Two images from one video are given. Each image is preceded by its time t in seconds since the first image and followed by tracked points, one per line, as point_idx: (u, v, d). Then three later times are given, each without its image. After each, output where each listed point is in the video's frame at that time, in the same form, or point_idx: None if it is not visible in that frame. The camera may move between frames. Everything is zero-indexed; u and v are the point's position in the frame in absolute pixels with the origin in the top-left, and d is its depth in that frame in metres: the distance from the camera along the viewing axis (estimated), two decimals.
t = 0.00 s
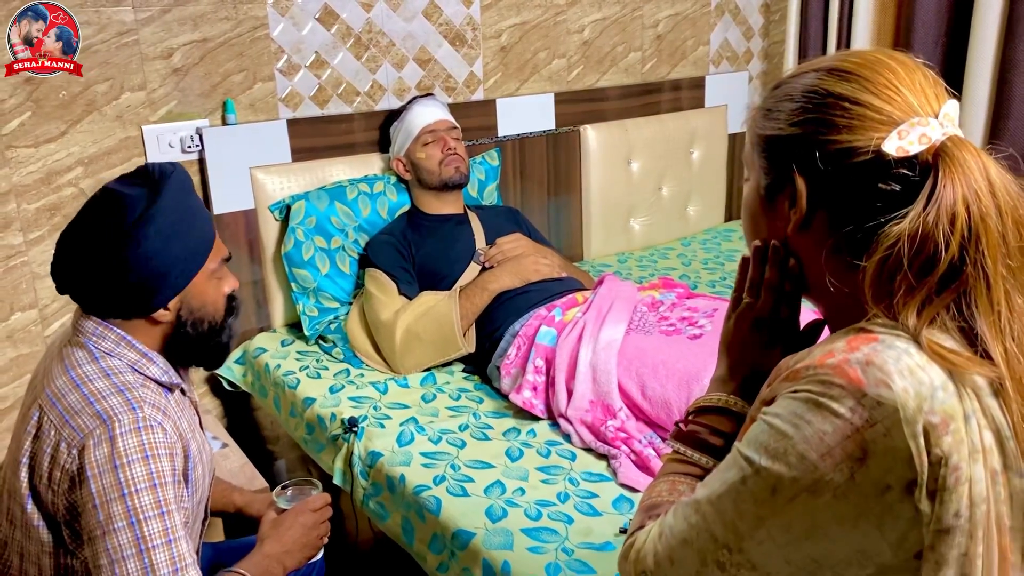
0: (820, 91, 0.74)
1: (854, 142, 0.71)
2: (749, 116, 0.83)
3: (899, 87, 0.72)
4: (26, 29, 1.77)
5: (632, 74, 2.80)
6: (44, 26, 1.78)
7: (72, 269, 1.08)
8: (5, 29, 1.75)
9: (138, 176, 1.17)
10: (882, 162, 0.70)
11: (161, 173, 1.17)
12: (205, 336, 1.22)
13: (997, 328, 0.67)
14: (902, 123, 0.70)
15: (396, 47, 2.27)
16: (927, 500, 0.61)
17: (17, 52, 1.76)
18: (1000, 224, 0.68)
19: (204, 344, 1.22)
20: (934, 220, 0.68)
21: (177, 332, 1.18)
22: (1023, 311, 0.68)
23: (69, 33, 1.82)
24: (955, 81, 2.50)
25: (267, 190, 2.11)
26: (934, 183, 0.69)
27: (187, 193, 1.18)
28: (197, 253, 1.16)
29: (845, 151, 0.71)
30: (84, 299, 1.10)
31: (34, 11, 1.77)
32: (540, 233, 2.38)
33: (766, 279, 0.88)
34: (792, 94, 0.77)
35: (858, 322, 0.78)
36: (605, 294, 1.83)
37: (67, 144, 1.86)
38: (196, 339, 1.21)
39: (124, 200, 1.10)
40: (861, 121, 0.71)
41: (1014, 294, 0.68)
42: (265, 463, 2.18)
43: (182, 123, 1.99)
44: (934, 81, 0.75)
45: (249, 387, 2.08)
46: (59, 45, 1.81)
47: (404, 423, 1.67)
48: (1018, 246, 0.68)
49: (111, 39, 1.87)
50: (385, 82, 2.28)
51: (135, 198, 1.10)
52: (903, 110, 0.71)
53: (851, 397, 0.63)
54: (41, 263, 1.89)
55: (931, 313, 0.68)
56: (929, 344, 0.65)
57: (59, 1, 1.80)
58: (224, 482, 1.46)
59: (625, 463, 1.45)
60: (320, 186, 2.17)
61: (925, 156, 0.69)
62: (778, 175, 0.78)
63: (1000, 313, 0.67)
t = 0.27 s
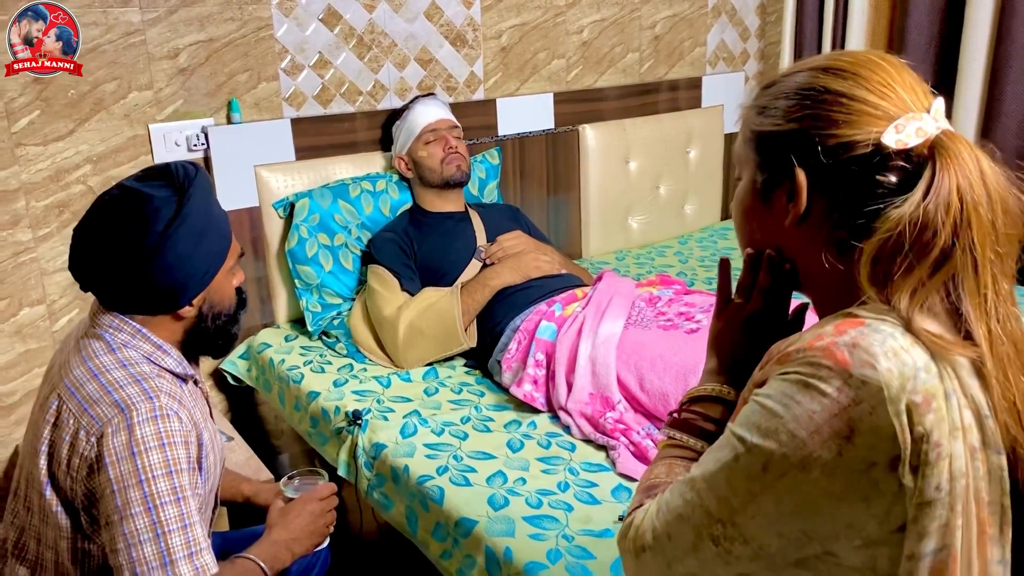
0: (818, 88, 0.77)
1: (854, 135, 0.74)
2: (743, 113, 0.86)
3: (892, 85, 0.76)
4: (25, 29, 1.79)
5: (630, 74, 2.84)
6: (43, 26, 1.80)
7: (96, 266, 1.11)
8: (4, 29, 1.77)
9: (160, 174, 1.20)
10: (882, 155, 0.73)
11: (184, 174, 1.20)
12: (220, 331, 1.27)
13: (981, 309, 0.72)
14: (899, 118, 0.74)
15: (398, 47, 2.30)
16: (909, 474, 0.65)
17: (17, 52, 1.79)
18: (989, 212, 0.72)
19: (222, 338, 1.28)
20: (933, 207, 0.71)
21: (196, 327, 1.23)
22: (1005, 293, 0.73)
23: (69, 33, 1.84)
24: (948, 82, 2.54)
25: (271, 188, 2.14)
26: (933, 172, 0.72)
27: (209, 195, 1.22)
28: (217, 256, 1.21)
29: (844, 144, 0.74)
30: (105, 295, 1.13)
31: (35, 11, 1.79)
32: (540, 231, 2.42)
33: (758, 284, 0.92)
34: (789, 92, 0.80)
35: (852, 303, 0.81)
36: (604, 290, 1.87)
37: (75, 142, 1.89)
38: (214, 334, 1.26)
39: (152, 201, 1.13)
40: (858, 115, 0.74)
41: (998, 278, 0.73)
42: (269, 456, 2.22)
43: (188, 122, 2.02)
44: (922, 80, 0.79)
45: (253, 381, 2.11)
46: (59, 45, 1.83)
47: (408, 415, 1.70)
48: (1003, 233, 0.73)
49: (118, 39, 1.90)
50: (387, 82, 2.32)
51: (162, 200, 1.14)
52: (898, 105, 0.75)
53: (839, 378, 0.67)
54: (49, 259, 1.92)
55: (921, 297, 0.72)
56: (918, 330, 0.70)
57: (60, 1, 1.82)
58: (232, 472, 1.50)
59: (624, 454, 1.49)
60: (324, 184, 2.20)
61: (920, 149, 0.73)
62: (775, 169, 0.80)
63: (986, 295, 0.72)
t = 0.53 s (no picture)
0: (816, 83, 0.79)
1: (854, 126, 0.77)
2: (736, 108, 0.88)
3: (885, 81, 0.79)
4: (26, 29, 1.81)
5: (627, 74, 2.87)
6: (44, 26, 1.82)
7: (111, 259, 1.14)
8: (5, 29, 1.79)
9: (172, 170, 1.22)
10: (880, 147, 0.76)
11: (196, 169, 1.23)
12: (228, 323, 1.30)
13: (971, 293, 0.76)
14: (893, 112, 0.77)
15: (398, 47, 2.33)
16: (896, 451, 0.69)
17: (17, 52, 1.80)
18: (979, 201, 0.76)
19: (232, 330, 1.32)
20: (931, 192, 0.75)
21: (205, 318, 1.26)
22: (992, 279, 0.78)
23: (69, 33, 1.86)
24: (941, 83, 2.58)
25: (273, 185, 2.17)
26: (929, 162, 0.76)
27: (220, 189, 1.24)
28: (227, 250, 1.24)
29: (843, 135, 0.77)
30: (118, 287, 1.16)
31: (35, 11, 1.81)
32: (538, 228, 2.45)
33: (752, 283, 0.97)
34: (786, 88, 0.82)
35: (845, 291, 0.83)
36: (602, 285, 1.90)
37: (80, 139, 1.92)
38: (222, 326, 1.29)
39: (165, 196, 1.16)
40: (857, 109, 0.77)
41: (987, 264, 0.77)
42: (271, 450, 2.24)
43: (191, 119, 2.05)
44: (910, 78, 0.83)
45: (256, 375, 2.14)
46: (59, 45, 1.85)
47: (409, 408, 1.73)
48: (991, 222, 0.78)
49: (124, 38, 1.93)
50: (387, 81, 2.35)
51: (174, 195, 1.16)
52: (893, 100, 0.78)
53: (829, 360, 0.70)
54: (55, 255, 1.95)
55: (916, 279, 0.76)
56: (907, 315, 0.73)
57: (60, 2, 1.84)
58: (237, 462, 1.52)
59: (622, 445, 1.52)
60: (325, 182, 2.23)
61: (915, 141, 0.77)
62: (772, 163, 0.82)
63: (976, 280, 0.76)
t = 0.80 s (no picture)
0: (805, 81, 0.82)
1: (843, 122, 0.80)
2: (725, 106, 0.90)
3: (870, 79, 0.83)
4: (26, 29, 1.82)
5: (624, 74, 2.91)
6: (44, 26, 1.84)
7: (120, 253, 1.17)
8: (6, 29, 1.80)
9: (178, 166, 1.25)
10: (867, 143, 0.80)
11: (202, 165, 1.25)
12: (233, 315, 1.33)
13: (953, 282, 0.80)
14: (880, 108, 0.81)
15: (398, 46, 2.36)
16: (880, 433, 0.72)
17: (17, 52, 1.82)
18: (962, 193, 0.80)
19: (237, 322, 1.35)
20: (917, 185, 0.79)
21: (212, 310, 1.29)
22: (972, 269, 0.81)
23: (69, 33, 1.88)
24: (933, 84, 2.62)
25: (274, 183, 2.20)
26: (916, 156, 0.80)
27: (226, 185, 1.27)
28: (233, 242, 1.26)
29: (832, 131, 0.80)
30: (126, 279, 1.19)
31: (35, 11, 1.83)
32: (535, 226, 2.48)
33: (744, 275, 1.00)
34: (777, 85, 0.84)
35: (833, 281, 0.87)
36: (598, 282, 1.93)
37: (84, 136, 1.94)
38: (228, 318, 1.32)
39: (173, 191, 1.19)
40: (845, 106, 0.80)
41: (968, 254, 0.81)
42: (271, 445, 2.27)
43: (193, 117, 2.07)
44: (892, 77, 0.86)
45: (257, 370, 2.16)
46: (60, 45, 1.87)
47: (409, 401, 1.76)
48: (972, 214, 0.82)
49: (127, 37, 1.95)
50: (387, 80, 2.38)
51: (181, 189, 1.19)
52: (879, 97, 0.82)
53: (816, 348, 0.73)
54: (58, 250, 1.97)
55: (901, 269, 0.79)
56: (891, 304, 0.77)
57: (61, 2, 1.86)
58: (240, 454, 1.55)
59: (617, 437, 1.55)
60: (325, 179, 2.26)
61: (902, 136, 0.80)
62: (764, 158, 0.85)
63: (958, 269, 0.80)
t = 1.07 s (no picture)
0: (798, 81, 0.85)
1: (834, 122, 0.82)
2: (721, 104, 0.93)
3: (860, 79, 0.85)
4: (26, 29, 1.84)
5: (621, 75, 2.93)
6: (44, 26, 1.85)
7: (127, 248, 1.19)
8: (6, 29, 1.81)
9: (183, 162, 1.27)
10: (858, 142, 0.82)
11: (207, 162, 1.27)
12: (237, 309, 1.35)
13: (941, 276, 0.82)
14: (870, 108, 0.83)
15: (397, 46, 2.38)
16: (872, 421, 0.74)
17: (18, 52, 1.83)
18: (950, 190, 0.83)
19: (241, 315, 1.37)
20: (907, 183, 0.81)
21: (217, 304, 1.31)
22: (959, 264, 0.84)
23: (69, 33, 1.89)
24: (927, 86, 2.65)
25: (274, 181, 2.22)
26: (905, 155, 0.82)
27: (230, 181, 1.29)
28: (237, 238, 1.28)
29: (824, 130, 0.82)
30: (132, 274, 1.21)
31: (35, 12, 1.84)
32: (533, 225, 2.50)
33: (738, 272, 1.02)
34: (771, 84, 0.87)
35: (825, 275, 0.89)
36: (596, 279, 1.96)
37: (87, 134, 1.96)
38: (231, 312, 1.34)
39: (178, 187, 1.20)
40: (836, 105, 0.83)
41: (955, 250, 0.84)
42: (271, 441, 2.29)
43: (195, 116, 2.09)
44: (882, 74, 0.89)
45: (257, 366, 2.18)
46: (60, 45, 1.88)
47: (408, 397, 1.78)
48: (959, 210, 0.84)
49: (130, 36, 1.97)
50: (387, 79, 2.40)
51: (187, 186, 1.21)
52: (869, 96, 0.84)
53: (809, 340, 0.76)
54: (61, 247, 1.99)
55: (890, 264, 0.82)
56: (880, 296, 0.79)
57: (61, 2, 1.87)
58: (242, 447, 1.57)
59: (615, 431, 1.57)
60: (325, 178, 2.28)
61: (892, 135, 0.82)
62: (757, 156, 0.87)
63: (946, 264, 0.83)
